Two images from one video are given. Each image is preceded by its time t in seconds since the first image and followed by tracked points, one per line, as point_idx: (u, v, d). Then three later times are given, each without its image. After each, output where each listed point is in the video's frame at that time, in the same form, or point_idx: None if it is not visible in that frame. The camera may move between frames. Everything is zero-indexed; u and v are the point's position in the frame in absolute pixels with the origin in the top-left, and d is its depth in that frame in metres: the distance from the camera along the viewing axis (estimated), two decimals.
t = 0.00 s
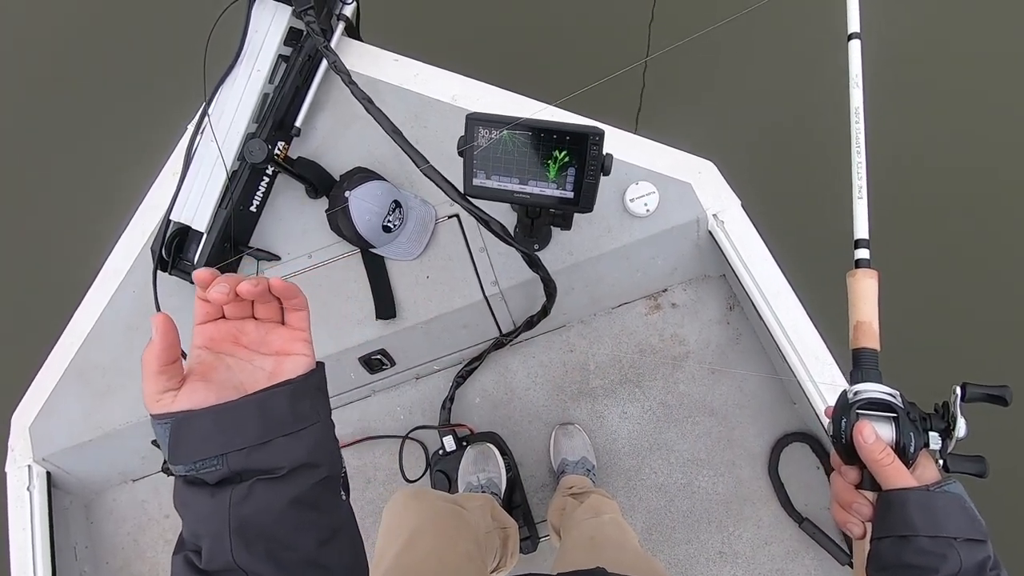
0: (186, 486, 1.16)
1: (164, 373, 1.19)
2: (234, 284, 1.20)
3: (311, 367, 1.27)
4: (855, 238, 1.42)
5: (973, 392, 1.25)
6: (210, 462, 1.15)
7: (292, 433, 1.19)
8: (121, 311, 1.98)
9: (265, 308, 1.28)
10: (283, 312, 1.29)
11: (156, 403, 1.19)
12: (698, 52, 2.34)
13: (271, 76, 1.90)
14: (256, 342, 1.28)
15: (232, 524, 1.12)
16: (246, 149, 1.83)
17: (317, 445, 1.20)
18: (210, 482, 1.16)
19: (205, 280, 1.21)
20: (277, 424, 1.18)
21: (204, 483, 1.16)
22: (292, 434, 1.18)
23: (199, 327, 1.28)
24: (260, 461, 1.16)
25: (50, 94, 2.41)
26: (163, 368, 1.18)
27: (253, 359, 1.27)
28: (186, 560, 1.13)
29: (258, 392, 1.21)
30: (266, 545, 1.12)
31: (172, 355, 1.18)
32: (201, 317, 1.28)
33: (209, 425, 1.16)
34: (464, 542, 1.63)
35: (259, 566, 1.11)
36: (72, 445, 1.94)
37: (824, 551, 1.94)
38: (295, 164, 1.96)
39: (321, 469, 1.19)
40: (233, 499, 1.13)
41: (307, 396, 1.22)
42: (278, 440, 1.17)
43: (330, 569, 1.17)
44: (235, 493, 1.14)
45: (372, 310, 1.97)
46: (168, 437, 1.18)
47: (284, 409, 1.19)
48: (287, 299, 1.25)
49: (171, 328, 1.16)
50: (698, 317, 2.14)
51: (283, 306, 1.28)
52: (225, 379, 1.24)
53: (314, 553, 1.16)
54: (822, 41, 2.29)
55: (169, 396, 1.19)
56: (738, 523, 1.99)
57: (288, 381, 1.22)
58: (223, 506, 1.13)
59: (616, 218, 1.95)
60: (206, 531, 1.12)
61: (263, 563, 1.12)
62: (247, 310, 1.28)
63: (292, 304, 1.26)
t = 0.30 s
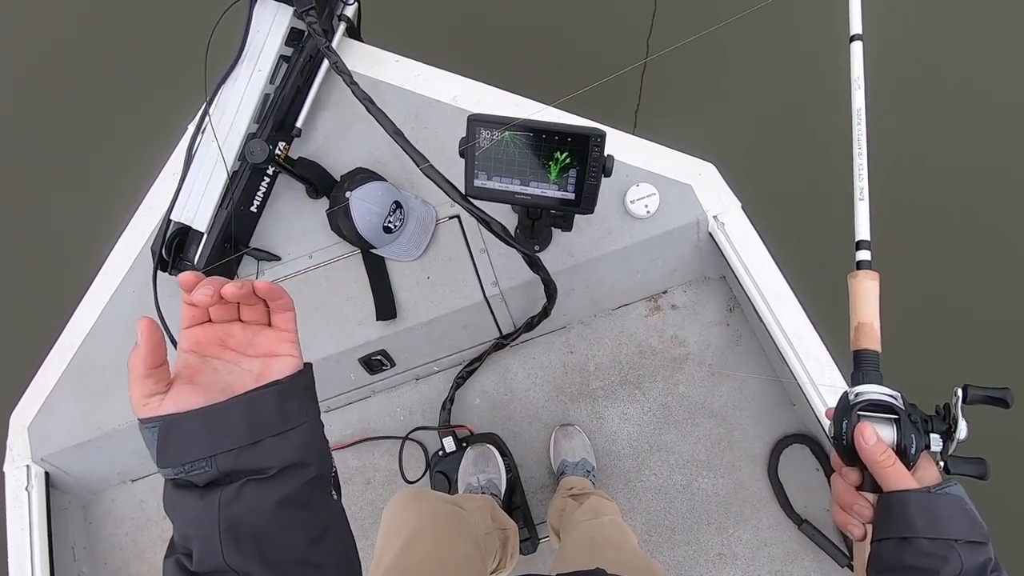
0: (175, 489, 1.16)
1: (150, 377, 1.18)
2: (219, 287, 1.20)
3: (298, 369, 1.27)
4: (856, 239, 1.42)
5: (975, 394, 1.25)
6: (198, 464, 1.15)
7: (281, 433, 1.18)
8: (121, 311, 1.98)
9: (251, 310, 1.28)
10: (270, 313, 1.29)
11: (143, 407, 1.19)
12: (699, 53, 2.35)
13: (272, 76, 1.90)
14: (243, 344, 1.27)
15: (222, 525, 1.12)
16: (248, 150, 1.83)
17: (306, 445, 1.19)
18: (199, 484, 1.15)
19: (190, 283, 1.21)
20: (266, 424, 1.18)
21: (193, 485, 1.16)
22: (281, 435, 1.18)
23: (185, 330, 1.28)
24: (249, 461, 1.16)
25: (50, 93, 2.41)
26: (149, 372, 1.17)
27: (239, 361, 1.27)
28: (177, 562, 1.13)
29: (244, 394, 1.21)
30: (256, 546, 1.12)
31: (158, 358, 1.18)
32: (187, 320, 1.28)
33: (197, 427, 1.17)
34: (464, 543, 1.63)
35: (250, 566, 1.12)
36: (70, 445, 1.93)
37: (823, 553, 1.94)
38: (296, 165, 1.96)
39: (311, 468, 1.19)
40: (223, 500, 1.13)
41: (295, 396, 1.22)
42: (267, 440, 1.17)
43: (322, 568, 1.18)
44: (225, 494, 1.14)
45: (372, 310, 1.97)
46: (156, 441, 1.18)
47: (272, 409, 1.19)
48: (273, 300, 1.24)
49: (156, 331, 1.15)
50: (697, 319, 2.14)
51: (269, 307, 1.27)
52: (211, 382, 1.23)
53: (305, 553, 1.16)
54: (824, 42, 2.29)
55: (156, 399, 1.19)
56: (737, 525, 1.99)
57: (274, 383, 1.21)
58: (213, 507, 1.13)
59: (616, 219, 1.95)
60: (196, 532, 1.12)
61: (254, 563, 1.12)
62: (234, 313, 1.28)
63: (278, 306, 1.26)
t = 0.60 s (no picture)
0: (155, 497, 1.16)
1: (126, 387, 1.18)
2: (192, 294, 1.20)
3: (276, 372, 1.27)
4: (856, 240, 1.43)
5: (976, 394, 1.25)
6: (177, 470, 1.15)
7: (260, 436, 1.18)
8: (120, 310, 1.97)
9: (227, 317, 1.29)
10: (245, 320, 1.29)
11: (119, 417, 1.18)
12: (700, 54, 2.35)
13: (273, 76, 1.90)
14: (220, 351, 1.28)
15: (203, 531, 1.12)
16: (249, 150, 1.83)
17: (286, 447, 1.19)
18: (179, 491, 1.15)
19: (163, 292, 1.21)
20: (245, 428, 1.18)
21: (173, 492, 1.16)
22: (260, 438, 1.18)
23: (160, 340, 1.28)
24: (228, 466, 1.15)
25: (51, 93, 2.41)
26: (123, 381, 1.17)
27: (215, 368, 1.27)
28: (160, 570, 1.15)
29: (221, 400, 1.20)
30: (239, 549, 1.12)
31: (133, 368, 1.17)
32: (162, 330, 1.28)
33: (173, 434, 1.16)
34: (463, 544, 1.63)
35: (233, 568, 1.12)
36: (69, 445, 1.93)
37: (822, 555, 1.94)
38: (296, 165, 1.96)
39: (291, 470, 1.19)
40: (203, 505, 1.13)
41: (273, 399, 1.22)
42: (247, 443, 1.17)
43: (307, 569, 1.17)
44: (205, 499, 1.14)
45: (372, 310, 1.97)
46: (133, 451, 1.17)
47: (250, 413, 1.19)
48: (248, 306, 1.25)
49: (130, 341, 1.14)
50: (697, 320, 2.14)
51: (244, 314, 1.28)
52: (188, 390, 1.23)
53: (289, 554, 1.15)
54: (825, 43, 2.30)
55: (132, 409, 1.18)
56: (736, 526, 1.99)
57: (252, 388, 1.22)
58: (194, 513, 1.13)
59: (616, 221, 1.95)
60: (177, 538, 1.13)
61: (236, 566, 1.12)
62: (209, 320, 1.29)
63: (254, 311, 1.27)
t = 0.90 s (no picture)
0: (125, 510, 1.15)
1: (89, 401, 1.17)
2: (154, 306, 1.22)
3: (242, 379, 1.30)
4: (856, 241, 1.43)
5: (974, 394, 1.26)
6: (146, 481, 1.14)
7: (229, 442, 1.19)
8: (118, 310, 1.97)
9: (190, 328, 1.31)
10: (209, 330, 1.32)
11: (82, 433, 1.17)
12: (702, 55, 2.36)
13: (274, 76, 1.90)
14: (185, 362, 1.30)
15: (173, 539, 1.12)
16: (249, 150, 1.83)
17: (256, 451, 1.20)
18: (148, 502, 1.15)
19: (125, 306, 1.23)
20: (213, 435, 1.18)
21: (143, 504, 1.15)
22: (228, 444, 1.19)
23: (124, 356, 1.30)
24: (197, 473, 1.16)
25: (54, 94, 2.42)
26: (85, 396, 1.17)
27: (180, 379, 1.29)
28: None
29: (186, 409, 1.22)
30: (211, 553, 1.12)
31: (95, 381, 1.17)
32: (126, 346, 1.30)
33: (137, 445, 1.16)
34: (462, 545, 1.63)
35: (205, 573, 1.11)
36: (66, 445, 1.93)
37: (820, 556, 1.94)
38: (296, 165, 1.96)
39: (263, 473, 1.19)
40: (173, 513, 1.13)
41: (239, 405, 1.23)
42: (215, 450, 1.17)
43: (283, 570, 1.17)
44: (175, 508, 1.14)
45: (371, 311, 1.97)
46: (99, 465, 1.17)
47: (216, 419, 1.20)
48: (211, 316, 1.27)
49: (92, 353, 1.15)
50: (696, 321, 2.15)
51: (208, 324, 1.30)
52: (153, 402, 1.25)
53: (264, 556, 1.15)
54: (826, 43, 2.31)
55: (95, 423, 1.18)
56: (734, 527, 2.00)
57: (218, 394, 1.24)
58: (164, 522, 1.13)
59: (616, 222, 1.96)
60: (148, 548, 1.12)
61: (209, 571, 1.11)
62: (173, 333, 1.31)
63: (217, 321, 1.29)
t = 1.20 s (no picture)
0: (111, 518, 1.15)
1: (72, 410, 1.19)
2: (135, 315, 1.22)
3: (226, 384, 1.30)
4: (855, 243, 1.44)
5: (972, 396, 1.26)
6: (132, 488, 1.15)
7: (214, 447, 1.19)
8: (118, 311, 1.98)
9: (173, 335, 1.31)
10: (191, 337, 1.33)
11: (65, 443, 1.19)
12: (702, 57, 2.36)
13: (274, 78, 1.91)
14: (167, 369, 1.30)
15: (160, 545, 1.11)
16: (250, 151, 1.84)
17: (241, 455, 1.20)
18: (135, 509, 1.15)
19: (104, 315, 1.23)
20: (198, 440, 1.19)
21: (129, 510, 1.15)
22: (213, 449, 1.19)
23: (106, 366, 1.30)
24: (183, 478, 1.16)
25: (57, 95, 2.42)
26: (67, 406, 1.18)
27: (164, 387, 1.29)
28: None
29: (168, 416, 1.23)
30: (199, 557, 1.12)
31: (77, 392, 1.18)
32: (108, 356, 1.30)
33: (122, 453, 1.16)
34: (461, 546, 1.63)
35: None
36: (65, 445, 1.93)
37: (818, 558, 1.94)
38: (296, 167, 1.97)
39: (250, 476, 1.20)
40: (161, 519, 1.13)
41: (224, 410, 1.23)
42: (201, 455, 1.18)
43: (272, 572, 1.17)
44: (163, 514, 1.13)
45: (371, 312, 1.97)
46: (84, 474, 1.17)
47: (201, 425, 1.20)
48: (193, 323, 1.28)
49: (73, 364, 1.15)
50: (696, 323, 2.15)
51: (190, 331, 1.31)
52: (136, 410, 1.25)
53: (252, 558, 1.15)
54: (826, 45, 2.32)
55: (77, 433, 1.19)
56: (733, 529, 2.00)
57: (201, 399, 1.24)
58: (151, 529, 1.12)
59: (616, 224, 1.96)
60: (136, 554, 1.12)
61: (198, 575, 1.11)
62: (155, 340, 1.31)
63: (200, 327, 1.30)
